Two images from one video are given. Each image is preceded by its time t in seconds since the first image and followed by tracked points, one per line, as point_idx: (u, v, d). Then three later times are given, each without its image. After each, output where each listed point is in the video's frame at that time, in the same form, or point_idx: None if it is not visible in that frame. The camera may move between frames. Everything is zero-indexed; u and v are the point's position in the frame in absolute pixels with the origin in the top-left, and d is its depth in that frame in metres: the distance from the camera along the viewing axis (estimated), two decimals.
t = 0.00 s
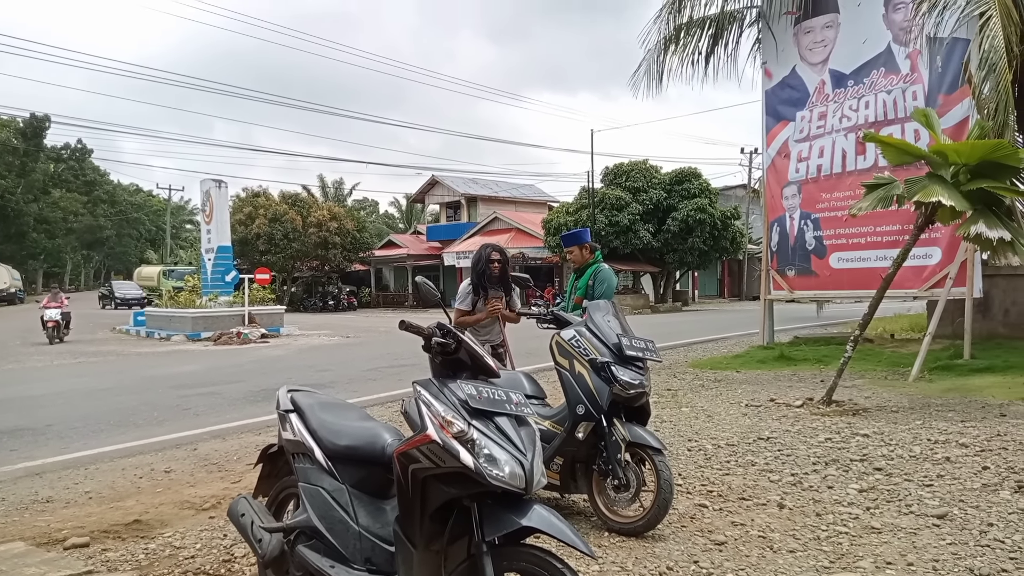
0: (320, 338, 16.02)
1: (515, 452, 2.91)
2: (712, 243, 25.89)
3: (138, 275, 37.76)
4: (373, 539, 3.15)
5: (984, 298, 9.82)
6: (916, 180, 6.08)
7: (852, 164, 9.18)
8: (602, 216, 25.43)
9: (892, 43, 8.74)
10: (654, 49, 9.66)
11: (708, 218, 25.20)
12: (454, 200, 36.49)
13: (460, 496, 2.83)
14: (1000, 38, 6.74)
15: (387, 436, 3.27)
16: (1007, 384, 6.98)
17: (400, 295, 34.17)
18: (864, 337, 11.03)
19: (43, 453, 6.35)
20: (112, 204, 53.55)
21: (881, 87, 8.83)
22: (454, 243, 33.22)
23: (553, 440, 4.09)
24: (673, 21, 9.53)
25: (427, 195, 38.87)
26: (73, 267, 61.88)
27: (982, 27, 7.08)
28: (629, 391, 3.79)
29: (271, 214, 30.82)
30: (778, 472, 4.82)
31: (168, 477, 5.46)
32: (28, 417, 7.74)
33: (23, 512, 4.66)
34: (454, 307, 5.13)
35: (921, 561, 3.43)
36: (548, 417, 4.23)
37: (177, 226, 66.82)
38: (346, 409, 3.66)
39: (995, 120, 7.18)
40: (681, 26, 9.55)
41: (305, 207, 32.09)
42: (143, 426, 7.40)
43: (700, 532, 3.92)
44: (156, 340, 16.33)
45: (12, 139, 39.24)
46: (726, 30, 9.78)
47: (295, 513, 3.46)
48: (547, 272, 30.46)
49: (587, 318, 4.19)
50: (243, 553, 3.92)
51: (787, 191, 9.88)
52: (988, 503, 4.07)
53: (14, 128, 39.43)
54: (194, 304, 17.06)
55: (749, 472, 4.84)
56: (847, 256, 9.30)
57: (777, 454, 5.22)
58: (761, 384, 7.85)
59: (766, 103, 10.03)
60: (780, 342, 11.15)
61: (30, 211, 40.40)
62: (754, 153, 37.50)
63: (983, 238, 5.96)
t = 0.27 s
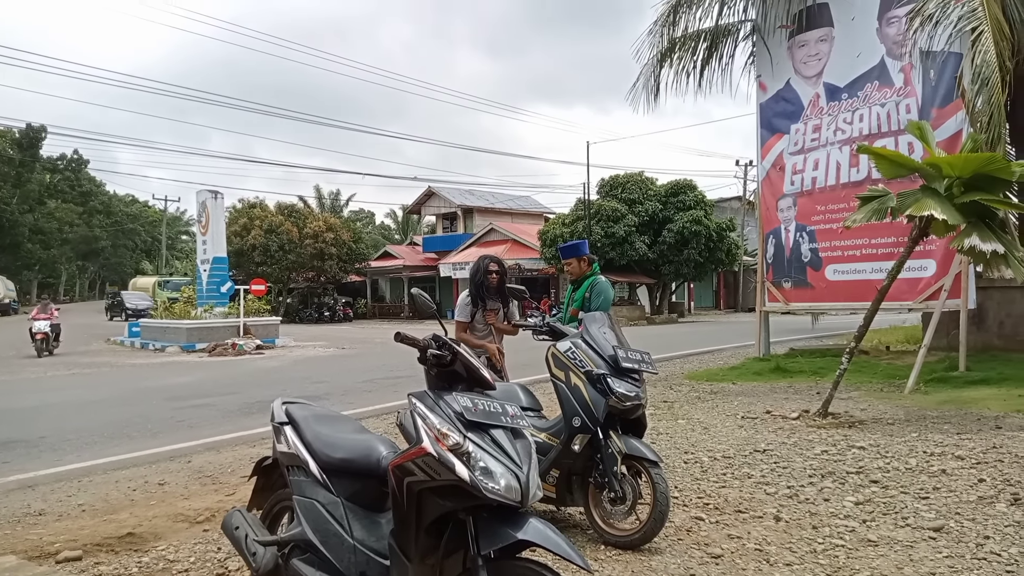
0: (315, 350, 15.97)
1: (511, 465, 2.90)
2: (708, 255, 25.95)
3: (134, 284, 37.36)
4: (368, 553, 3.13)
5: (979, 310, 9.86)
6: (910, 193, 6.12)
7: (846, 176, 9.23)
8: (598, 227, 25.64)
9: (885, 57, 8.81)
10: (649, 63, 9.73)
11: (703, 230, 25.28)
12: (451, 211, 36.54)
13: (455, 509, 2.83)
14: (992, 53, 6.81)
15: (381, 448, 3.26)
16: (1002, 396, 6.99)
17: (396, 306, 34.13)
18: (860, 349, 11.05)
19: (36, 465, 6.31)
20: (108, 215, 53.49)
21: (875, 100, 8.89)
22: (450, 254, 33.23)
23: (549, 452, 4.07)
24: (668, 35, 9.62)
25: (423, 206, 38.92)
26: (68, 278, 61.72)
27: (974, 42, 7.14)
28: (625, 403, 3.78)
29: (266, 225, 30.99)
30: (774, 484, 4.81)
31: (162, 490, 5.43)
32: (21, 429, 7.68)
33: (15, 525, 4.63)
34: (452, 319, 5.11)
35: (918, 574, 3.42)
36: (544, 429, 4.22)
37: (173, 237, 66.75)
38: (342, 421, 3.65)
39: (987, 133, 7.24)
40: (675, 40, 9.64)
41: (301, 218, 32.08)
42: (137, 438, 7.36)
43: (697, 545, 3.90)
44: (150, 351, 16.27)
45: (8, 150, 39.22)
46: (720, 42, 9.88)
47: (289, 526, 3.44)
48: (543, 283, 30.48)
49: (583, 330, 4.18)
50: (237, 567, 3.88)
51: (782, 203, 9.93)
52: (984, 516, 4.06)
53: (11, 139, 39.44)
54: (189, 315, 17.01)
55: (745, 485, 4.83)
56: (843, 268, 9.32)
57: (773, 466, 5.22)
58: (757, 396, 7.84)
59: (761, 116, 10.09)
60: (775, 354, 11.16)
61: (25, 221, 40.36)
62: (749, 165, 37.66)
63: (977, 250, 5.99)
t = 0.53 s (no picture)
0: (311, 363, 15.95)
1: (506, 480, 2.91)
2: (703, 268, 26.04)
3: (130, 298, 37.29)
4: (363, 568, 3.13)
5: (973, 324, 9.91)
6: (902, 208, 6.17)
7: (839, 191, 9.30)
8: (594, 241, 25.58)
9: (877, 73, 8.89)
10: (643, 79, 9.83)
11: (698, 243, 25.39)
12: (447, 225, 36.62)
13: (451, 524, 2.85)
14: (982, 71, 6.90)
15: (377, 462, 3.30)
16: (997, 409, 7.01)
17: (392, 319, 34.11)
18: (855, 362, 11.08)
19: (29, 480, 6.27)
20: (104, 228, 53.48)
21: (867, 115, 8.97)
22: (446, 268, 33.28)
23: (545, 466, 4.08)
24: (661, 51, 9.77)
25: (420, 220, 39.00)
26: (63, 291, 61.58)
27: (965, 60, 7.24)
28: (621, 417, 3.79)
29: (263, 239, 30.95)
30: (770, 498, 4.82)
31: (157, 505, 5.40)
32: (15, 444, 7.65)
33: (7, 541, 4.60)
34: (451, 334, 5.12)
35: None
36: (540, 442, 4.22)
37: (169, 251, 66.73)
38: (338, 435, 3.65)
39: (978, 148, 7.30)
40: (669, 56, 9.78)
41: (297, 232, 32.12)
42: (131, 452, 7.33)
43: (693, 559, 3.90)
44: (146, 365, 16.22)
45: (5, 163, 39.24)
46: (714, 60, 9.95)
47: (283, 541, 3.43)
48: (539, 297, 30.52)
49: (579, 343, 4.20)
50: None
51: (777, 217, 10.00)
52: (979, 529, 4.07)
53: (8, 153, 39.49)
54: (185, 329, 16.96)
55: (741, 498, 4.83)
56: (837, 282, 9.37)
57: (769, 480, 5.22)
58: (752, 409, 7.86)
59: (754, 131, 10.19)
60: (771, 367, 11.19)
61: (21, 235, 40.38)
62: (744, 179, 37.88)
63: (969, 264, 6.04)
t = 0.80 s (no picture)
0: (308, 377, 15.88)
1: (505, 495, 2.88)
2: (701, 280, 26.06)
3: (125, 313, 37.20)
4: None
5: (971, 335, 9.91)
6: (901, 219, 6.17)
7: (837, 203, 9.31)
8: (591, 253, 25.65)
9: (874, 85, 8.94)
10: (640, 90, 9.86)
11: (696, 255, 25.43)
12: (444, 237, 36.63)
13: (449, 540, 2.83)
14: (977, 82, 6.93)
15: (375, 478, 3.27)
16: (997, 420, 6.98)
17: (389, 332, 34.02)
18: (854, 374, 11.05)
19: (23, 497, 6.20)
20: (100, 242, 53.43)
21: (865, 127, 9.00)
22: (444, 280, 33.25)
23: (544, 481, 4.04)
24: (658, 64, 9.81)
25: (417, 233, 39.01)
26: (59, 305, 61.40)
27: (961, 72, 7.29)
28: (621, 430, 3.74)
29: (259, 252, 30.91)
30: (770, 512, 4.77)
31: (152, 521, 5.34)
32: (9, 460, 7.57)
33: None
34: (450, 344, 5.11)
35: None
36: (538, 457, 4.18)
37: (166, 264, 66.66)
38: (334, 451, 3.60)
39: (975, 161, 7.31)
40: (666, 68, 9.81)
41: (294, 245, 32.10)
42: (127, 468, 7.25)
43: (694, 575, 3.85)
44: (142, 379, 16.13)
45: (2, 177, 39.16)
46: (710, 72, 10.00)
47: (279, 558, 3.38)
48: (536, 309, 30.49)
49: (578, 357, 4.17)
50: None
51: (775, 229, 10.00)
52: (982, 543, 4.04)
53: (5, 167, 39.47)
54: (181, 343, 16.88)
55: (742, 513, 4.79)
56: (837, 294, 9.36)
57: (769, 494, 5.18)
58: (752, 422, 7.82)
59: (751, 143, 10.22)
60: (770, 379, 11.15)
61: (17, 249, 40.30)
62: (741, 191, 37.97)
63: (967, 275, 6.04)
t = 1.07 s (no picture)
0: (304, 390, 15.82)
1: (500, 510, 2.87)
2: (698, 294, 26.10)
3: (121, 324, 37.09)
4: None
5: (967, 350, 9.93)
6: (897, 235, 6.20)
7: (835, 218, 9.35)
8: (588, 266, 25.75)
9: (869, 102, 8.99)
10: (637, 105, 9.92)
11: (693, 269, 25.50)
12: (442, 250, 36.68)
13: (443, 555, 2.83)
14: (972, 99, 7.01)
15: (370, 493, 3.28)
16: (994, 435, 6.98)
17: (386, 345, 33.95)
18: (850, 388, 11.05)
19: (15, 509, 6.15)
20: (97, 254, 53.37)
21: (861, 143, 9.07)
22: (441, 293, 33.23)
23: (540, 495, 4.03)
24: (656, 78, 9.87)
25: (415, 246, 39.05)
26: (55, 317, 61.25)
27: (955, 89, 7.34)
28: (617, 444, 3.74)
29: (257, 264, 30.90)
30: (767, 527, 4.76)
31: (146, 534, 5.30)
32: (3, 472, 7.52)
33: None
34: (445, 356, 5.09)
35: None
36: (535, 471, 4.18)
37: (162, 276, 66.57)
38: (329, 464, 3.59)
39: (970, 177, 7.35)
40: (664, 83, 9.86)
41: (292, 258, 32.10)
42: (121, 481, 7.21)
43: None
44: (137, 392, 16.06)
45: None
46: (707, 87, 10.07)
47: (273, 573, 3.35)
48: (533, 322, 30.48)
49: (574, 370, 4.17)
50: None
51: (772, 244, 10.03)
52: (979, 559, 4.03)
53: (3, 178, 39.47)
54: (177, 355, 16.83)
55: (738, 527, 4.77)
56: (834, 308, 9.38)
57: (766, 508, 5.16)
58: (749, 436, 7.81)
59: (748, 158, 10.27)
60: (766, 394, 11.14)
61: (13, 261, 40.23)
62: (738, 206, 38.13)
63: (962, 291, 6.07)
